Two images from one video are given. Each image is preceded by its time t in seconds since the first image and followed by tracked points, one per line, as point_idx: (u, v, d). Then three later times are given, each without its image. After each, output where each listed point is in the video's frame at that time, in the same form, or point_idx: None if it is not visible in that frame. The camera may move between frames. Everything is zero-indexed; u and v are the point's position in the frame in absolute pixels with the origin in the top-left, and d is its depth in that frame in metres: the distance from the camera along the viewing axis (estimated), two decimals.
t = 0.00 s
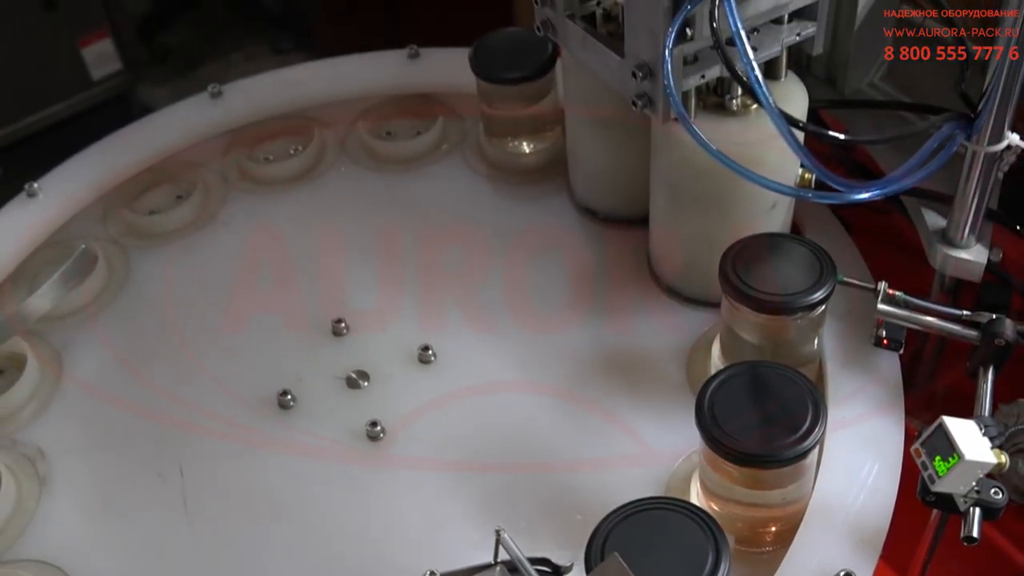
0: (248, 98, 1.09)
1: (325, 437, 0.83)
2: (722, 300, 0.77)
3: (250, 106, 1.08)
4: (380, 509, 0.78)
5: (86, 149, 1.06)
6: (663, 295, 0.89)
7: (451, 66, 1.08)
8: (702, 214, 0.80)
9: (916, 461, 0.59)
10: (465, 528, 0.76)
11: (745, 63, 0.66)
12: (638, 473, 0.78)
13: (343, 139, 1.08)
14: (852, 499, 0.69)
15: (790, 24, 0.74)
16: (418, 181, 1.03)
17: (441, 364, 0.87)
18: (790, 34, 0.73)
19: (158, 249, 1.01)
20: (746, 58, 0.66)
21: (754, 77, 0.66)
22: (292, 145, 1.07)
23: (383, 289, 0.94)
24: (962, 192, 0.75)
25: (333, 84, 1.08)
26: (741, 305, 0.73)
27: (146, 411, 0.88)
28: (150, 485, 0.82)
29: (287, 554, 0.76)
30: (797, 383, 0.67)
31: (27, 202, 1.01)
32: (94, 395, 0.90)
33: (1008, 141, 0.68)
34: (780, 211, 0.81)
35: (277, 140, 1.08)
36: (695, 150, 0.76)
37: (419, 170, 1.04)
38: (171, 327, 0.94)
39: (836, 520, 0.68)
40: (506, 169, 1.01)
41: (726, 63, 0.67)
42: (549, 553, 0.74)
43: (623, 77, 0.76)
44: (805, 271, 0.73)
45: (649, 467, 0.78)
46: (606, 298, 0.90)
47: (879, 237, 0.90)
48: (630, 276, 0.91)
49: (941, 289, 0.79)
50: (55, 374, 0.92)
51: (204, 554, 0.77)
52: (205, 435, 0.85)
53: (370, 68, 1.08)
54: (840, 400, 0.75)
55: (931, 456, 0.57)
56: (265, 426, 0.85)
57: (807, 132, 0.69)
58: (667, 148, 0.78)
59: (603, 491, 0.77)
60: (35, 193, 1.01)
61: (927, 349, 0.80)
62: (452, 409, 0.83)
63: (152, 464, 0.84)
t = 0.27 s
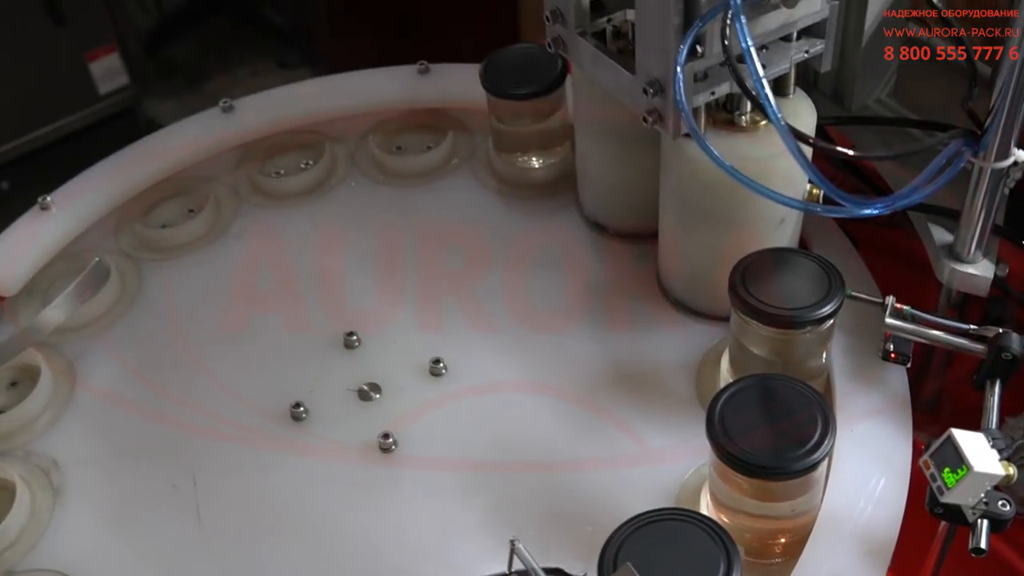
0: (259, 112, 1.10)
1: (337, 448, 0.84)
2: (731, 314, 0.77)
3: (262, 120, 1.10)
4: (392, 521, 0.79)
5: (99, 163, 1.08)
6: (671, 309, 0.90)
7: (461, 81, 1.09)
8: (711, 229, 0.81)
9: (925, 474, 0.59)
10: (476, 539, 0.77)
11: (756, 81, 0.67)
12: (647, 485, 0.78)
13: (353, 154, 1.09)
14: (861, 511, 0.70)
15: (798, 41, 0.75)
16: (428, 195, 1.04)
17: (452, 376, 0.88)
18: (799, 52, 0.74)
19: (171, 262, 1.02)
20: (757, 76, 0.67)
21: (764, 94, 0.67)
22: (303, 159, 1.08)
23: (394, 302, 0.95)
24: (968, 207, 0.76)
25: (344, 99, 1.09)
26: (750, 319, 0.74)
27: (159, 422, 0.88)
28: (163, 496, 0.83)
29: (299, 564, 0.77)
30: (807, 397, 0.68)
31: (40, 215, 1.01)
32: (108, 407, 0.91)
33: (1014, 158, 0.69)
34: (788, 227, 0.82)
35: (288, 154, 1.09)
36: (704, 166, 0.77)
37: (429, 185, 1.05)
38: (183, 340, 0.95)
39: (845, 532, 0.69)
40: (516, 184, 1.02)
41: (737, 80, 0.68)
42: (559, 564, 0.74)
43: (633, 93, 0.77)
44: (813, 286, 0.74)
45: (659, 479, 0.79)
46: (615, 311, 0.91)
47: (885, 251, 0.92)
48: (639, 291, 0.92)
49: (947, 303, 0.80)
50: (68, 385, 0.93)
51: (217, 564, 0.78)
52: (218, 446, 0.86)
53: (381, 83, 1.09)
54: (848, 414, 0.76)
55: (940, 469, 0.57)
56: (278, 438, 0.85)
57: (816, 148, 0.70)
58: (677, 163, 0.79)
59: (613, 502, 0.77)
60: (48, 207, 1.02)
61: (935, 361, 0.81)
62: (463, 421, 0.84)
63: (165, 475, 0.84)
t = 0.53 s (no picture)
0: (270, 120, 1.11)
1: (350, 453, 0.85)
2: (740, 322, 0.78)
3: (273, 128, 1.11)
4: (403, 526, 0.79)
5: (112, 170, 1.09)
6: (681, 317, 0.91)
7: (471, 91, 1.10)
8: (720, 238, 0.82)
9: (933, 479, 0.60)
10: (487, 544, 0.77)
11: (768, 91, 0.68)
12: (657, 491, 0.79)
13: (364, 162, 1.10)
14: (868, 517, 0.71)
15: (807, 53, 0.76)
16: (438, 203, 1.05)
17: (463, 383, 0.89)
18: (807, 63, 0.75)
19: (183, 268, 1.03)
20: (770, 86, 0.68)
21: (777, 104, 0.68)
22: (314, 166, 1.09)
23: (405, 309, 0.96)
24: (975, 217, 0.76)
25: (355, 108, 1.10)
26: (759, 327, 0.75)
27: (172, 427, 0.89)
28: (177, 500, 0.84)
29: (311, 568, 0.78)
30: (815, 404, 0.68)
31: (54, 222, 1.04)
32: (121, 410, 0.92)
33: (1020, 168, 0.70)
34: (795, 236, 0.83)
35: (299, 161, 1.10)
36: (714, 175, 0.78)
37: (440, 193, 1.06)
38: (196, 345, 0.96)
39: (852, 539, 0.70)
40: (526, 192, 1.03)
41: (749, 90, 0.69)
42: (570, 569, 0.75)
43: (644, 103, 0.78)
44: (821, 295, 0.74)
45: (668, 485, 0.80)
46: (624, 319, 0.92)
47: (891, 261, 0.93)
48: (648, 299, 0.93)
49: (954, 310, 0.80)
50: (82, 390, 0.94)
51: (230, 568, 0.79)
52: (231, 451, 0.86)
53: (392, 91, 1.11)
54: (855, 421, 0.77)
55: (948, 474, 0.58)
56: (291, 443, 0.86)
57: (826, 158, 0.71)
58: (687, 173, 0.80)
59: (623, 507, 0.78)
60: (62, 213, 1.04)
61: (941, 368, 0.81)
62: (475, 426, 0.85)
63: (178, 480, 0.85)
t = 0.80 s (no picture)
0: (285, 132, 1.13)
1: (366, 461, 0.86)
2: (751, 333, 0.80)
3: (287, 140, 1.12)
4: (419, 533, 0.81)
5: (129, 180, 1.10)
6: (692, 328, 0.92)
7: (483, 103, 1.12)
8: (732, 250, 0.83)
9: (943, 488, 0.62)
10: (502, 551, 0.79)
11: (783, 106, 0.70)
12: (669, 499, 0.80)
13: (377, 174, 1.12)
14: (876, 525, 0.72)
15: (818, 68, 0.77)
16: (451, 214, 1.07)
17: (477, 392, 0.90)
18: (818, 79, 0.76)
19: (200, 278, 1.04)
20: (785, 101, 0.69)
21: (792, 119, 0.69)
22: (329, 177, 1.10)
23: (419, 319, 0.97)
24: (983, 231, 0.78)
25: (369, 121, 1.12)
26: (771, 338, 0.76)
27: (190, 434, 0.91)
28: (195, 506, 0.85)
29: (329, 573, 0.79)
30: (826, 413, 0.70)
31: (71, 230, 1.06)
32: (139, 417, 0.93)
33: None
34: (805, 249, 0.84)
35: (313, 172, 1.11)
36: (726, 189, 0.79)
37: (453, 205, 1.07)
38: (213, 354, 0.97)
39: (863, 547, 0.71)
40: (538, 204, 1.05)
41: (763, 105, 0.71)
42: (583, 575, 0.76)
43: (658, 118, 0.79)
44: (831, 307, 0.76)
45: (680, 493, 0.81)
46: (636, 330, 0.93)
47: (901, 273, 0.94)
48: (660, 310, 0.94)
49: (961, 323, 0.82)
50: (100, 398, 0.95)
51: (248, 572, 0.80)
52: (249, 458, 0.88)
53: (406, 104, 1.12)
54: (864, 430, 0.78)
55: (958, 482, 0.60)
56: (308, 451, 0.88)
57: (838, 172, 0.72)
58: (699, 186, 0.81)
59: (636, 515, 0.80)
60: (80, 222, 1.06)
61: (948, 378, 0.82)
62: (488, 435, 0.87)
63: (197, 487, 0.87)
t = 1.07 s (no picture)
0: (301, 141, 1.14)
1: (385, 466, 0.87)
2: (768, 340, 0.81)
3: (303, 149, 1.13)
4: (438, 537, 0.81)
5: (147, 188, 1.11)
6: (707, 336, 0.93)
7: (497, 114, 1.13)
8: (748, 258, 0.84)
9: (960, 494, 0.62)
10: (521, 555, 0.79)
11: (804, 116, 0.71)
12: (686, 504, 0.81)
13: (393, 183, 1.13)
14: (892, 531, 0.73)
15: (834, 79, 0.78)
16: (467, 223, 1.08)
17: (494, 398, 0.91)
18: (835, 89, 0.77)
19: (219, 284, 1.05)
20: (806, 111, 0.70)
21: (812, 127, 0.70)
22: (346, 186, 1.12)
23: (437, 326, 0.98)
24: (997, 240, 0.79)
25: (386, 130, 1.13)
26: (787, 346, 0.77)
27: (209, 438, 0.92)
28: (216, 510, 0.86)
29: None
30: (843, 421, 0.71)
31: (91, 237, 1.06)
32: (159, 422, 0.94)
33: None
34: (820, 257, 0.85)
35: (331, 180, 1.13)
36: (744, 197, 0.80)
37: (469, 215, 1.09)
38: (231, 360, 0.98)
39: (879, 552, 0.72)
40: (553, 214, 1.06)
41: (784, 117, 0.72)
42: None
43: (677, 127, 0.81)
44: (847, 314, 0.77)
45: (697, 498, 0.82)
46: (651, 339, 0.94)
47: (913, 281, 0.95)
48: (675, 318, 0.95)
49: (975, 331, 0.82)
50: (119, 403, 0.96)
51: None
52: (269, 462, 0.89)
53: (422, 115, 1.14)
54: (880, 437, 0.79)
55: (975, 487, 0.60)
56: (327, 455, 0.88)
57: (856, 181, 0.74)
58: (716, 194, 0.82)
59: (653, 520, 0.80)
60: (99, 229, 1.07)
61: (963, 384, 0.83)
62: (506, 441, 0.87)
63: (217, 491, 0.87)
